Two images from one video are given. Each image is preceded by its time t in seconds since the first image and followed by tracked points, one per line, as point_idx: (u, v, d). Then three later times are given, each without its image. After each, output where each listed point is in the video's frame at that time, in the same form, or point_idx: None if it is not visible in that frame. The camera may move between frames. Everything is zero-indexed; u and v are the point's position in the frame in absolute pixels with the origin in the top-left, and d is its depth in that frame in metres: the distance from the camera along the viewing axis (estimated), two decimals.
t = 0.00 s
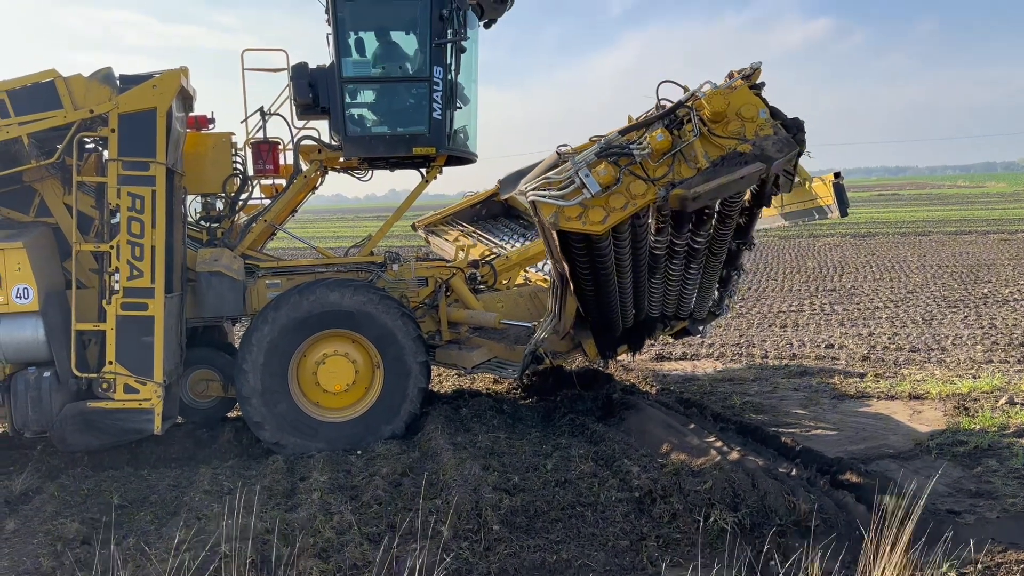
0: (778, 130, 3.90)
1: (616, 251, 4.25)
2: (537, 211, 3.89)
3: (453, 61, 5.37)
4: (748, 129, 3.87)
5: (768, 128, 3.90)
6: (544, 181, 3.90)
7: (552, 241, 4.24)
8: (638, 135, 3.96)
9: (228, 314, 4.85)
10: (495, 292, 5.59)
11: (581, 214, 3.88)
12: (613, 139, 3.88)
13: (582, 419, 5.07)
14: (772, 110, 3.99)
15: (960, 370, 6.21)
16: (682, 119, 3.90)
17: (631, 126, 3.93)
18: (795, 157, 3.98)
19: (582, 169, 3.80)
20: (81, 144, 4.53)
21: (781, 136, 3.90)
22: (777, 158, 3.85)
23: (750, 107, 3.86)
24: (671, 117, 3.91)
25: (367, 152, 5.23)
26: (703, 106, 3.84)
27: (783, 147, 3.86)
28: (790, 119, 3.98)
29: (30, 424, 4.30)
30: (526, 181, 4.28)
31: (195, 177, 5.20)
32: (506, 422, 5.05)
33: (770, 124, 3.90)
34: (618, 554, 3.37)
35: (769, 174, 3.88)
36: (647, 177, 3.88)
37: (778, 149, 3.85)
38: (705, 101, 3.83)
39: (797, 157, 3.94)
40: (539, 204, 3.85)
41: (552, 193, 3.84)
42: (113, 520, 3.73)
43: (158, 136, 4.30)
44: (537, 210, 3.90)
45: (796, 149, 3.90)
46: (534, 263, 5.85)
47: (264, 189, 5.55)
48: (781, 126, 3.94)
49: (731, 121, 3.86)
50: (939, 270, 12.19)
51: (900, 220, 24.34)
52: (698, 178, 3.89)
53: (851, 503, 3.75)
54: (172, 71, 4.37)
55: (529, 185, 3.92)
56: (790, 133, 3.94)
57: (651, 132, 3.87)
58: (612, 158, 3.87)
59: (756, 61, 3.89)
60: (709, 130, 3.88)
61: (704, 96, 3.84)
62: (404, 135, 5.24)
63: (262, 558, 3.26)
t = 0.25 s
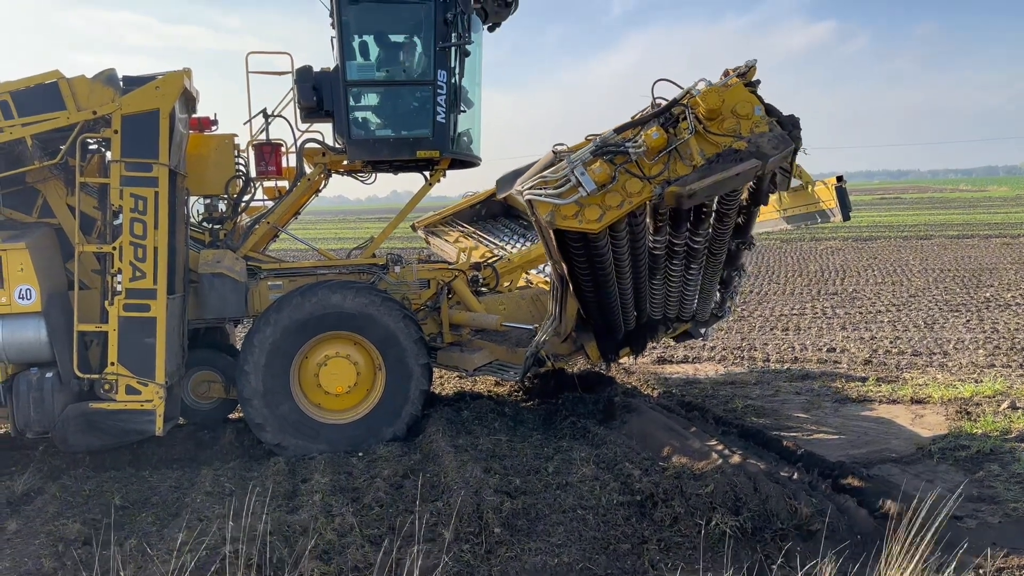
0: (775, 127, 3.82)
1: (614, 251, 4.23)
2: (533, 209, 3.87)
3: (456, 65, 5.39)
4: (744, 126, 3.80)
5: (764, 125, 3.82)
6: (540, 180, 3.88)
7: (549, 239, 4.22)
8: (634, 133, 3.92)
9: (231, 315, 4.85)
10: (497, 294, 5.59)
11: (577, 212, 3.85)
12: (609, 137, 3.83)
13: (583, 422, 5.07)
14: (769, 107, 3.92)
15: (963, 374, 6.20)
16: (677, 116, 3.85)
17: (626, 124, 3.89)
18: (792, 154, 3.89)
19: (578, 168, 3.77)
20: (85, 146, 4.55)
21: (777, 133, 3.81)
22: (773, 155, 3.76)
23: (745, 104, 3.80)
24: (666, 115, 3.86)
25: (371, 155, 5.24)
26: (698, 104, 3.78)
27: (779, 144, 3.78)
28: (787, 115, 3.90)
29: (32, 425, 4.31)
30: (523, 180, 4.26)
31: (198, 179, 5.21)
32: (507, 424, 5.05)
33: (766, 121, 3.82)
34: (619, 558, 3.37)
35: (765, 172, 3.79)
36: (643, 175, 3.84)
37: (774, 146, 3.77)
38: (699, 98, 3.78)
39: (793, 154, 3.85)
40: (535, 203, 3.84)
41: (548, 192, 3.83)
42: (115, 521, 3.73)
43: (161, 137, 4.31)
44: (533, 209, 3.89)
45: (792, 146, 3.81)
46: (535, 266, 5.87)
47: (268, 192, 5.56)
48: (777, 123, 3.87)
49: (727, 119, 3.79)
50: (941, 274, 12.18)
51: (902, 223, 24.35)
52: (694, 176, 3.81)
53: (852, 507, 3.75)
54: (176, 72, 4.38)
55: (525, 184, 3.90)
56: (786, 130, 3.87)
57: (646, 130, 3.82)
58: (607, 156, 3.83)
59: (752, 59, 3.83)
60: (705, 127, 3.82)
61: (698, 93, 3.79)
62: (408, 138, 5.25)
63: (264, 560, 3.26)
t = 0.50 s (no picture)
0: (769, 123, 3.77)
1: (612, 250, 4.23)
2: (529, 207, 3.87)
3: (459, 67, 5.39)
4: (738, 123, 3.77)
5: (759, 121, 3.78)
6: (536, 178, 3.89)
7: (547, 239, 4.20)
8: (629, 132, 3.92)
9: (232, 314, 4.83)
10: (497, 295, 5.58)
11: (572, 209, 3.82)
12: (604, 135, 3.84)
13: (584, 423, 5.07)
14: (764, 104, 3.88)
15: (963, 377, 6.20)
16: (672, 114, 3.84)
17: (621, 122, 3.89)
18: (788, 150, 3.83)
19: (573, 165, 3.77)
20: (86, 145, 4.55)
21: (771, 128, 3.76)
22: (768, 150, 3.70)
23: (739, 101, 3.78)
24: (660, 112, 3.86)
25: (373, 156, 5.22)
26: (691, 101, 3.76)
27: (774, 140, 3.71)
28: (782, 112, 3.85)
29: (33, 424, 4.31)
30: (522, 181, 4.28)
31: (199, 179, 5.21)
32: (508, 425, 5.05)
33: (761, 118, 3.79)
34: (620, 559, 3.36)
35: (760, 167, 3.73)
36: (638, 172, 3.81)
37: (768, 141, 3.71)
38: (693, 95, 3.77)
39: (789, 149, 3.78)
40: (531, 200, 3.85)
41: (543, 189, 3.83)
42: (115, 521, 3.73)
43: (162, 137, 4.31)
44: (529, 207, 3.89)
45: (787, 142, 3.75)
46: (536, 267, 5.89)
47: (269, 192, 5.56)
48: (772, 120, 3.83)
49: (721, 115, 3.77)
50: (942, 276, 12.18)
51: (902, 225, 24.35)
52: (688, 172, 3.77)
53: (853, 509, 3.75)
54: (177, 72, 4.38)
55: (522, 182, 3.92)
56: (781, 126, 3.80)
57: (641, 127, 3.82)
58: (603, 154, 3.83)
59: (746, 56, 3.82)
60: (699, 124, 3.80)
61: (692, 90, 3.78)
62: (410, 140, 5.25)
63: (264, 560, 3.26)
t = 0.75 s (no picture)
0: (761, 117, 3.73)
1: (611, 249, 4.22)
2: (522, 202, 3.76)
3: (461, 67, 5.39)
4: (732, 117, 3.70)
5: (751, 115, 3.73)
6: (529, 172, 3.77)
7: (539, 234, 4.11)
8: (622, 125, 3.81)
9: (232, 314, 4.83)
10: (497, 294, 5.57)
11: (566, 205, 3.73)
12: (597, 129, 3.72)
13: (584, 423, 5.07)
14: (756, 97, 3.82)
15: (964, 378, 6.20)
16: (665, 107, 3.74)
17: (614, 116, 3.77)
18: (781, 144, 3.79)
19: (566, 160, 3.67)
20: (87, 144, 4.56)
21: (764, 122, 3.73)
22: (761, 144, 3.66)
23: (733, 94, 3.70)
24: (654, 105, 3.75)
25: (376, 157, 5.24)
26: (684, 95, 3.67)
27: (766, 133, 3.69)
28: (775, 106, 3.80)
29: (32, 422, 4.31)
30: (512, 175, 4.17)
31: (199, 178, 5.20)
32: (507, 425, 5.05)
33: (754, 111, 3.74)
34: (619, 559, 3.36)
35: (753, 161, 3.69)
36: (632, 167, 3.72)
37: (761, 135, 3.68)
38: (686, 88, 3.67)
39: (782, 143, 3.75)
40: (524, 196, 3.74)
41: (536, 184, 3.71)
42: (114, 519, 3.73)
43: (162, 136, 4.31)
44: (522, 202, 3.78)
45: (781, 135, 3.73)
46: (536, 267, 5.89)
47: (269, 192, 5.57)
48: (765, 113, 3.77)
49: (715, 109, 3.69)
50: (942, 277, 12.17)
51: (903, 226, 24.35)
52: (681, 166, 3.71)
53: (853, 509, 3.76)
54: (177, 71, 4.38)
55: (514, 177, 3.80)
56: (774, 120, 3.75)
57: (634, 121, 3.71)
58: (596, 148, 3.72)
59: (740, 49, 3.72)
60: (693, 118, 3.70)
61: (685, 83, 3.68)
62: (412, 140, 5.26)
63: (264, 559, 3.26)
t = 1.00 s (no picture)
0: (756, 109, 3.66)
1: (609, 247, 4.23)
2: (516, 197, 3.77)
3: (463, 67, 5.39)
4: (725, 110, 3.66)
5: (746, 107, 3.67)
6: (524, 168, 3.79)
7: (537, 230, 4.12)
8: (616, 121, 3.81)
9: (232, 313, 4.85)
10: (497, 293, 5.57)
11: (560, 200, 3.73)
12: (590, 124, 3.73)
13: (584, 422, 5.07)
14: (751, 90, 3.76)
15: (964, 377, 6.19)
16: (659, 101, 3.72)
17: (608, 111, 3.77)
18: (776, 137, 3.72)
19: (560, 155, 3.67)
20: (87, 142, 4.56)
21: (758, 114, 3.66)
22: (754, 137, 3.61)
23: (726, 87, 3.66)
24: (646, 100, 3.74)
25: (377, 157, 5.24)
26: (677, 88, 3.64)
27: (760, 126, 3.62)
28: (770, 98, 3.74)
29: (33, 421, 4.31)
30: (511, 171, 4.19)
31: (199, 176, 5.20)
32: (508, 423, 5.05)
33: (748, 104, 3.68)
34: (619, 557, 3.36)
35: (747, 154, 3.64)
36: (625, 161, 3.71)
37: (754, 127, 3.62)
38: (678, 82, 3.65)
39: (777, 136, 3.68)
40: (519, 192, 3.75)
41: (530, 179, 3.73)
42: (114, 518, 3.73)
43: (163, 135, 4.31)
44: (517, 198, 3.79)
45: (775, 128, 3.65)
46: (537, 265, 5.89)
47: (269, 190, 5.57)
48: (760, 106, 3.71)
49: (707, 103, 3.66)
50: (943, 276, 12.17)
51: (904, 225, 24.34)
52: (675, 161, 3.68)
53: (853, 508, 3.76)
54: (178, 69, 4.37)
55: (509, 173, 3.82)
56: (769, 112, 3.70)
57: (627, 116, 3.70)
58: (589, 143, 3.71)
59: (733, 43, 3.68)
60: (686, 112, 3.68)
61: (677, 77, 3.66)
62: (413, 140, 5.26)
63: (263, 557, 3.26)
